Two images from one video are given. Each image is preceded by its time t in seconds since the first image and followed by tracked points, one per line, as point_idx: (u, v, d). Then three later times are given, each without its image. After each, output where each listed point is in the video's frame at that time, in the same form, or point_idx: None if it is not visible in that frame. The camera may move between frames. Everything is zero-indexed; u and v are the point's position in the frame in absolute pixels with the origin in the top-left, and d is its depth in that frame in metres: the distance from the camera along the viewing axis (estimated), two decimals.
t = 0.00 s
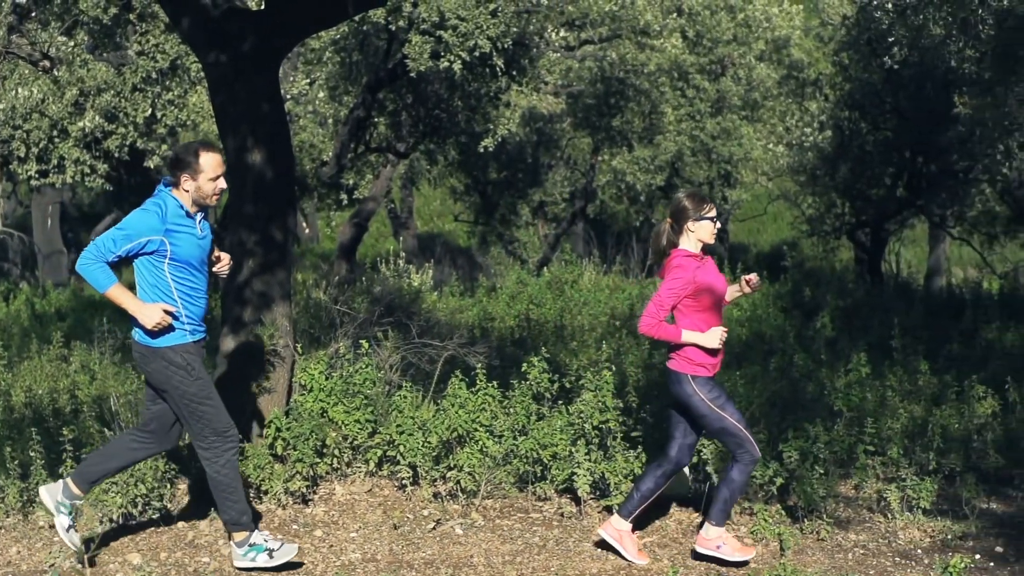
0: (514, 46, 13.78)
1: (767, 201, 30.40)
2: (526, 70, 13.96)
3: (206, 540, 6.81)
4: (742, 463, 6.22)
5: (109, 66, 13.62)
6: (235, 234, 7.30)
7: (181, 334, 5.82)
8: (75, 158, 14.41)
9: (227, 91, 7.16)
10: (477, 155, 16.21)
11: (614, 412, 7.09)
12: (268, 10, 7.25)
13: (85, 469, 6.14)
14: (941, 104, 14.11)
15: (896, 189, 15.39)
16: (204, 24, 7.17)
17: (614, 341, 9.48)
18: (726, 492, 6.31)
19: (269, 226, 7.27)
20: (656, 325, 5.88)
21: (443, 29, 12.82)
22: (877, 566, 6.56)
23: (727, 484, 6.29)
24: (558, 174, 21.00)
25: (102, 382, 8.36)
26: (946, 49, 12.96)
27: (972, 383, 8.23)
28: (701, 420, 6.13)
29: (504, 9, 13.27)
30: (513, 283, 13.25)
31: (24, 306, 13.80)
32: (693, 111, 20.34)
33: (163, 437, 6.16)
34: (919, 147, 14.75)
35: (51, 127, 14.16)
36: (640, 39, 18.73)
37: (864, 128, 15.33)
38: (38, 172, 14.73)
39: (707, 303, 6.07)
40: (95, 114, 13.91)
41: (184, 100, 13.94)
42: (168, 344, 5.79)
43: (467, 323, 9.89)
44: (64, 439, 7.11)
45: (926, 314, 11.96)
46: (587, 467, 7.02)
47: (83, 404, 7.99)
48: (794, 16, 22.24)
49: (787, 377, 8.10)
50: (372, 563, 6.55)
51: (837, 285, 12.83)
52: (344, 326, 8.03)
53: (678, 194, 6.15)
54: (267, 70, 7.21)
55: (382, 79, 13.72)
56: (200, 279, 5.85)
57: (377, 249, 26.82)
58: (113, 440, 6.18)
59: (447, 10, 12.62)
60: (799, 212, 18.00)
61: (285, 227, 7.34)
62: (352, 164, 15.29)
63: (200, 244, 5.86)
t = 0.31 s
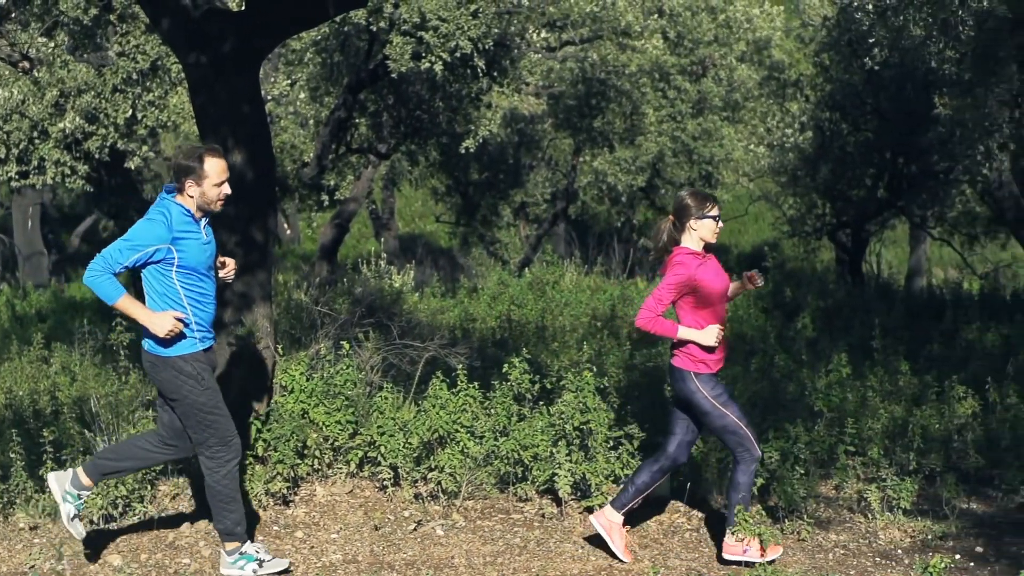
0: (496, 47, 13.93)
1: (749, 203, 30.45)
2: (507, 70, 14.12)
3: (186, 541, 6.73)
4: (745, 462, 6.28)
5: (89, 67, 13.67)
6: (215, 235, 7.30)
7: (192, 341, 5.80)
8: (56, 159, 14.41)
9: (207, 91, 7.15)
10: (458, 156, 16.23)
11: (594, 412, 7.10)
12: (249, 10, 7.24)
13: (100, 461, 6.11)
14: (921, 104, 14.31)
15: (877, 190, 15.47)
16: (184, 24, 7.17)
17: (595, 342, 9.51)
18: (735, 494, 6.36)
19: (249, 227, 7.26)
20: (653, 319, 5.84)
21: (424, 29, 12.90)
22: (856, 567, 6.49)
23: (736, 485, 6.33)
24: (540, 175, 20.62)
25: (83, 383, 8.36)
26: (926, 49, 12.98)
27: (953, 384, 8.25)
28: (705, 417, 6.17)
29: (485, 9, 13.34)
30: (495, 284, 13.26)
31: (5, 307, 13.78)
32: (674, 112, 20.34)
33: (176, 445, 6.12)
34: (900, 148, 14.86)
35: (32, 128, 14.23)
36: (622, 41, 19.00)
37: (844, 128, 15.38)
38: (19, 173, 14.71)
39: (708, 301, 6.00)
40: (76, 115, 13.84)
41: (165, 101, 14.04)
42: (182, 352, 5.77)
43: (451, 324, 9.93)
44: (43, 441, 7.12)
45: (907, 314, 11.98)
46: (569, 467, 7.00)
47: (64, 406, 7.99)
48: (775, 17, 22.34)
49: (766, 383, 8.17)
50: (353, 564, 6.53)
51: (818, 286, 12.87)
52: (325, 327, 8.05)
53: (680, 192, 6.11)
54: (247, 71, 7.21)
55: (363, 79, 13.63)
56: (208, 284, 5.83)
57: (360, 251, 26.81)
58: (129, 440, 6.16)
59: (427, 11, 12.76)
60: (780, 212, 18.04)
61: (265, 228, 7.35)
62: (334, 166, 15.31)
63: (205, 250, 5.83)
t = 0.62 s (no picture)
0: (478, 47, 13.96)
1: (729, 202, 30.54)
2: (489, 70, 14.19)
3: (168, 542, 6.64)
4: (747, 465, 6.27)
5: (71, 67, 13.75)
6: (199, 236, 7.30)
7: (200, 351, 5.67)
8: (38, 159, 14.29)
9: (188, 92, 7.14)
10: (440, 156, 16.25)
11: (576, 412, 7.11)
12: (231, 10, 7.23)
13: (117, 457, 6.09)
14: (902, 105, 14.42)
15: (859, 190, 15.59)
16: (165, 27, 7.19)
17: (577, 342, 9.53)
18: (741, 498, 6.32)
19: (231, 228, 7.28)
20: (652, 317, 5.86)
21: (406, 31, 13.02)
22: (839, 566, 6.45)
23: (740, 489, 6.29)
24: (523, 175, 21.10)
25: (63, 384, 8.35)
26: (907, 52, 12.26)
27: (935, 384, 8.29)
28: (703, 418, 6.16)
29: (467, 10, 13.45)
30: (478, 284, 13.29)
31: None
32: (655, 111, 20.33)
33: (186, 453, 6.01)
34: (880, 150, 14.97)
35: (13, 128, 14.19)
36: (604, 40, 18.73)
37: (826, 128, 15.53)
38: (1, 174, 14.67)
39: (709, 300, 5.99)
40: (57, 116, 13.86)
41: (147, 101, 13.95)
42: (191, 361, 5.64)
43: (433, 325, 9.96)
44: (23, 442, 7.14)
45: (888, 314, 12.02)
46: (551, 467, 7.01)
47: (44, 407, 7.96)
48: (757, 18, 22.47)
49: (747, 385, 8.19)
50: (335, 565, 6.51)
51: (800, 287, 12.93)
52: (307, 327, 8.04)
53: (685, 192, 6.08)
54: (229, 73, 7.20)
55: (345, 80, 13.90)
56: (219, 293, 5.68)
57: (342, 252, 26.80)
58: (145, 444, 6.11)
59: (410, 12, 12.92)
60: (762, 212, 18.09)
61: (247, 229, 7.34)
62: (316, 166, 15.34)
63: (214, 257, 5.67)
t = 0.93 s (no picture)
0: (459, 47, 14.00)
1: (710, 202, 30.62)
2: (470, 69, 14.25)
3: (148, 543, 6.61)
4: (748, 468, 6.21)
5: (51, 67, 13.82)
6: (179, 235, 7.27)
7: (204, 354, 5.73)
8: (18, 159, 14.19)
9: (168, 92, 7.14)
10: (421, 156, 16.28)
11: (557, 412, 7.11)
12: (210, 10, 7.21)
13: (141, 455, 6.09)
14: (882, 104, 14.44)
15: (840, 189, 15.64)
16: (146, 27, 7.21)
17: (558, 342, 9.57)
18: (747, 503, 6.24)
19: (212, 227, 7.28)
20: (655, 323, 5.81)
21: (386, 30, 13.08)
22: (819, 565, 6.40)
23: (743, 493, 6.21)
24: (503, 175, 21.30)
25: (42, 385, 8.35)
26: (888, 50, 12.54)
27: (915, 382, 8.31)
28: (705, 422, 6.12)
29: (448, 9, 13.50)
30: (458, 284, 13.32)
31: None
32: (637, 111, 20.35)
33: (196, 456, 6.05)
34: (862, 149, 15.02)
35: None
36: (585, 40, 18.86)
37: (807, 127, 15.60)
38: None
39: (712, 304, 5.95)
40: (38, 115, 13.81)
41: (128, 101, 14.05)
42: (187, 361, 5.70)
43: (415, 324, 10.00)
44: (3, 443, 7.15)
45: (869, 312, 12.07)
46: (531, 467, 6.98)
47: (23, 408, 7.96)
48: (738, 17, 22.56)
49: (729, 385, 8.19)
50: (316, 565, 6.51)
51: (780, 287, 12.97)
52: (287, 327, 8.04)
53: (689, 196, 6.00)
54: (209, 72, 7.21)
55: (326, 79, 13.96)
56: (231, 300, 5.65)
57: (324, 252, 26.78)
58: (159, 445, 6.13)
59: (392, 11, 12.99)
60: (744, 212, 18.12)
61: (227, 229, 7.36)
62: (297, 165, 15.34)
63: (225, 264, 5.64)
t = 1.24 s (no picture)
0: (442, 46, 14.00)
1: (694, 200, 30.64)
2: (453, 68, 14.20)
3: (130, 543, 6.59)
4: (749, 475, 6.10)
5: (33, 67, 13.78)
6: (159, 235, 7.25)
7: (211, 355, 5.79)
8: None
9: (150, 92, 7.16)
10: (404, 155, 16.28)
11: (540, 411, 7.11)
12: (193, 10, 7.20)
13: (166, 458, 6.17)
14: (864, 102, 14.36)
15: (823, 188, 15.70)
16: (127, 26, 7.19)
17: (541, 341, 9.59)
18: (746, 507, 6.17)
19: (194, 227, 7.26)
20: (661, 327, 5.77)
21: (368, 29, 13.07)
22: (802, 564, 6.39)
23: (742, 497, 6.16)
24: (485, 174, 21.45)
25: (24, 385, 8.33)
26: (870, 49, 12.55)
27: (897, 380, 8.31)
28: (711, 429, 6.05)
29: (430, 8, 13.49)
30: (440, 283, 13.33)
31: None
32: (620, 110, 20.34)
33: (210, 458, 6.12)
34: (846, 148, 15.04)
35: None
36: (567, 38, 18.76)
37: (789, 126, 15.62)
38: None
39: (720, 309, 5.94)
40: (19, 114, 13.79)
41: (108, 101, 14.05)
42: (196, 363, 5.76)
43: (397, 323, 10.01)
44: None
45: (851, 310, 12.09)
46: (514, 466, 6.98)
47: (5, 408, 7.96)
48: (720, 16, 22.58)
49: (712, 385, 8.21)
50: (299, 564, 6.49)
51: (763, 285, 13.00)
52: (269, 326, 8.02)
53: (693, 201, 6.03)
54: (192, 72, 7.20)
55: (308, 79, 13.94)
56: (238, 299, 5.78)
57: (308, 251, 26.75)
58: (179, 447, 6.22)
59: (374, 10, 12.92)
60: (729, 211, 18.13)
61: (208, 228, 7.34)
62: (280, 164, 15.32)
63: (234, 264, 5.74)
